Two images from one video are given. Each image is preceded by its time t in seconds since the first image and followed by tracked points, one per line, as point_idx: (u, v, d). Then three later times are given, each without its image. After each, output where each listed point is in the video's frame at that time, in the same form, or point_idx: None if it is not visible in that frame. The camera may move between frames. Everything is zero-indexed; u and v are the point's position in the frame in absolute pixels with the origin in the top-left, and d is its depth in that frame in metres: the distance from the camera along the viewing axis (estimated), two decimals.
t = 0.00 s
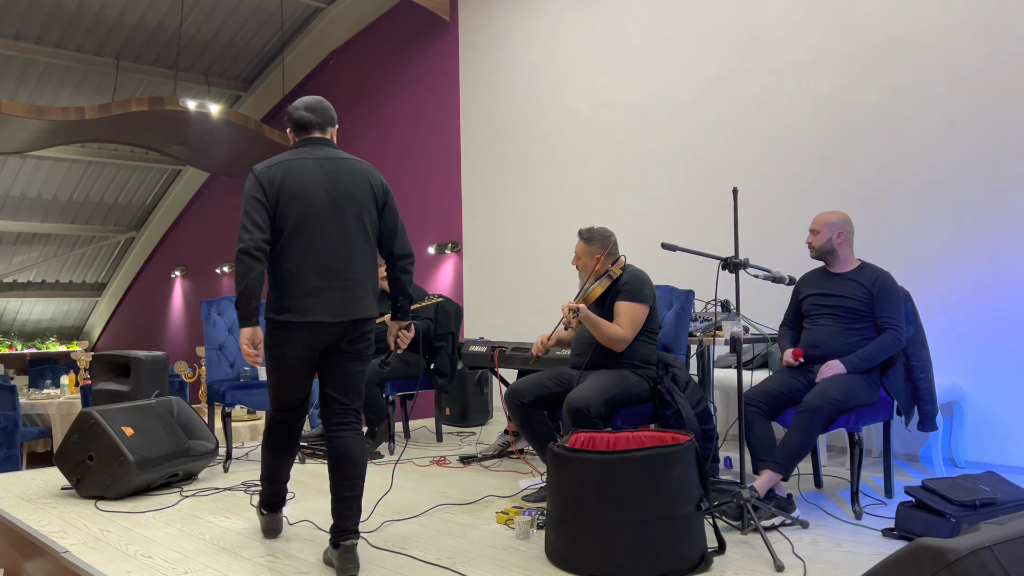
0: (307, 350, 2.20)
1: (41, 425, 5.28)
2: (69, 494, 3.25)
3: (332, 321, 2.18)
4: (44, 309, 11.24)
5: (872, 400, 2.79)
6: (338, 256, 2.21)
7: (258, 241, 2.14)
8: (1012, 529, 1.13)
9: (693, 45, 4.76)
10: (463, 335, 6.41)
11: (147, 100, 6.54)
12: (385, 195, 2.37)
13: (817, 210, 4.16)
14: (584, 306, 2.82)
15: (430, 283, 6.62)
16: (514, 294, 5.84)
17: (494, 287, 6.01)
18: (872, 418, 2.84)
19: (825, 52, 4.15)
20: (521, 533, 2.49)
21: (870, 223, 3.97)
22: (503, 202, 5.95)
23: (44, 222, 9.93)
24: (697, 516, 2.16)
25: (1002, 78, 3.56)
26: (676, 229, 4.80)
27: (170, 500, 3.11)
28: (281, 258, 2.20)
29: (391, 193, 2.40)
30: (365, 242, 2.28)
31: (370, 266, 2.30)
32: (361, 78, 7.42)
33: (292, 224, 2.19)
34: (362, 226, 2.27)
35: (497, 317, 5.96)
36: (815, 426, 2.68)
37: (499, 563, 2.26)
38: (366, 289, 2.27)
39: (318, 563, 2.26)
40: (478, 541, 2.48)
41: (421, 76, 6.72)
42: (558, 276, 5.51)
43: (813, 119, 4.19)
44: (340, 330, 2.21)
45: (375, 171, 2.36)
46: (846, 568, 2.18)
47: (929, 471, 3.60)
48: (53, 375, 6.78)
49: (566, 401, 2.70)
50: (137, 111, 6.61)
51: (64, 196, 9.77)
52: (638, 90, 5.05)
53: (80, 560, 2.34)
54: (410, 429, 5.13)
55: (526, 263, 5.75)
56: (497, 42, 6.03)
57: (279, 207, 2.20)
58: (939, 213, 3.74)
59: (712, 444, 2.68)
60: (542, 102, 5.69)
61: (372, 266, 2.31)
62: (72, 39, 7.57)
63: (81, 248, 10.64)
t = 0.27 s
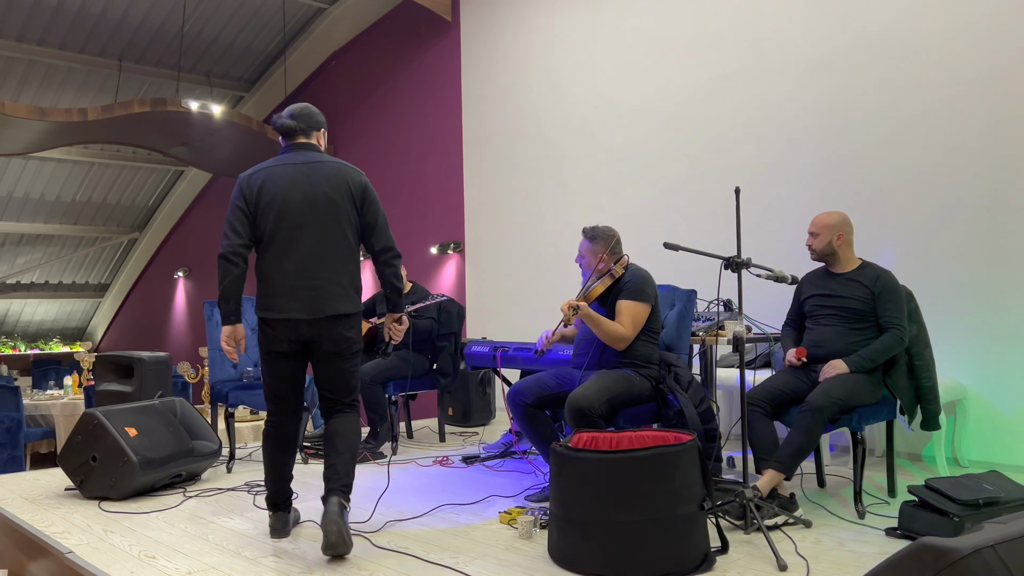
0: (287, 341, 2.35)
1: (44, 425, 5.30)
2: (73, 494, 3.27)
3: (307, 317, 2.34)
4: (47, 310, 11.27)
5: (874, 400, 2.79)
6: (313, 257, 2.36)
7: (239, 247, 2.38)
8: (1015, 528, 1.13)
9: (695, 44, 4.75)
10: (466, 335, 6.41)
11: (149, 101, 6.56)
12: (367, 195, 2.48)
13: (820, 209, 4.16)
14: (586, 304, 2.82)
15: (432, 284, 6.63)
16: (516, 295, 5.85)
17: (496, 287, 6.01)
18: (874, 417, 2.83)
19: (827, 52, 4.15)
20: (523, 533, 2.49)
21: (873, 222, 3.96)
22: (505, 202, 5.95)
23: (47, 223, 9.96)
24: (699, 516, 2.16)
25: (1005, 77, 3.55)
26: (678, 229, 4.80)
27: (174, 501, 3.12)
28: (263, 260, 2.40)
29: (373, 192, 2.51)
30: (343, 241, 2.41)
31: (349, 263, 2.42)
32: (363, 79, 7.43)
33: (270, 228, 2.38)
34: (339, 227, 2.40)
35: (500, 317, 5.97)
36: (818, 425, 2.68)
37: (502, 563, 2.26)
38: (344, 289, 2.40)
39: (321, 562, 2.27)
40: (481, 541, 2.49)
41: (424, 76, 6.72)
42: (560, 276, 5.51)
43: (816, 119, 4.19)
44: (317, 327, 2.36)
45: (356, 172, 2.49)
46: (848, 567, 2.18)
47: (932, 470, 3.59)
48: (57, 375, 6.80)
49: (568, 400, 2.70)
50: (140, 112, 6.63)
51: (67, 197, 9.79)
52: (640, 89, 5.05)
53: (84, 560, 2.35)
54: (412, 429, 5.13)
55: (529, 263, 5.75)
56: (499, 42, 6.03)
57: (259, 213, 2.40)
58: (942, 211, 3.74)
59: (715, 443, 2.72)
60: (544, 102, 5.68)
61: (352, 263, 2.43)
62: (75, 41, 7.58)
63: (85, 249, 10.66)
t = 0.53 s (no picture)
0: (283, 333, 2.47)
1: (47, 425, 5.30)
2: (75, 494, 3.27)
3: (298, 313, 2.43)
4: (49, 310, 11.28)
5: (876, 398, 2.78)
6: (298, 257, 2.44)
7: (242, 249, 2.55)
8: (1020, 526, 1.12)
9: (696, 43, 4.75)
10: (467, 335, 6.41)
11: (150, 101, 6.57)
12: (362, 194, 2.51)
13: (822, 207, 4.15)
14: (588, 303, 2.81)
15: (434, 283, 6.63)
16: (517, 294, 5.84)
17: (498, 286, 6.01)
18: (877, 415, 2.83)
19: (828, 50, 4.15)
20: (525, 532, 2.49)
21: (875, 220, 3.96)
22: (507, 201, 5.95)
23: (49, 224, 9.97)
24: (702, 515, 2.16)
25: (1007, 74, 3.55)
26: (679, 227, 4.80)
27: (176, 500, 3.13)
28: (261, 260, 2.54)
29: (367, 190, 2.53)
30: (335, 241, 2.47)
31: (341, 262, 2.47)
32: (364, 79, 7.43)
33: (264, 230, 2.50)
34: (330, 227, 2.45)
35: (501, 315, 5.96)
36: (820, 424, 2.67)
37: (504, 562, 2.26)
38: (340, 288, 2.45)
39: (323, 562, 2.27)
40: (483, 540, 2.49)
41: (425, 76, 6.72)
42: (562, 275, 5.50)
43: (817, 117, 4.18)
44: (312, 323, 2.44)
45: (348, 173, 2.52)
46: (851, 565, 2.18)
47: (935, 469, 3.59)
48: (59, 375, 6.81)
49: (570, 399, 2.70)
50: (141, 112, 6.64)
51: (68, 197, 9.80)
52: (641, 88, 5.04)
53: (87, 560, 2.35)
54: (414, 428, 5.14)
55: (530, 262, 5.75)
56: (500, 41, 6.03)
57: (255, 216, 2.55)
58: (944, 209, 3.73)
59: (717, 442, 2.75)
60: (545, 101, 5.68)
61: (345, 261, 2.48)
62: (76, 41, 7.58)
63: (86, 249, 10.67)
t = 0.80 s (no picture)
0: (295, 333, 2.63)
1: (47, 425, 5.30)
2: (75, 494, 3.27)
3: (307, 316, 2.58)
4: (49, 309, 11.27)
5: (877, 396, 2.78)
6: (310, 263, 2.59)
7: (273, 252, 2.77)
8: (1020, 523, 1.13)
9: (695, 41, 4.74)
10: (467, 333, 6.41)
11: (150, 100, 6.57)
12: (373, 204, 2.60)
13: (822, 205, 4.14)
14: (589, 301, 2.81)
15: (433, 281, 6.63)
16: (517, 292, 5.84)
17: (498, 285, 6.01)
18: (877, 413, 2.83)
19: (827, 48, 4.14)
20: (525, 530, 2.49)
21: (875, 218, 3.95)
22: (506, 200, 5.94)
23: (49, 223, 9.97)
24: (701, 513, 2.16)
25: (1007, 72, 3.54)
26: (679, 225, 4.79)
27: (176, 499, 3.13)
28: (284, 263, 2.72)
29: (379, 200, 2.61)
30: (345, 249, 2.59)
31: (349, 269, 2.59)
32: (363, 78, 7.43)
33: (285, 236, 2.67)
34: (339, 235, 2.58)
35: (501, 314, 5.96)
36: (820, 422, 2.67)
37: (504, 560, 2.26)
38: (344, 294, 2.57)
39: (323, 560, 2.27)
40: (484, 538, 2.49)
41: (424, 74, 6.71)
42: (562, 273, 5.50)
43: (817, 115, 4.18)
44: (319, 327, 2.58)
45: (362, 182, 2.62)
46: (851, 563, 2.18)
47: (935, 466, 3.59)
48: (59, 375, 6.80)
49: (570, 397, 2.70)
50: (140, 111, 6.65)
51: (68, 196, 9.79)
52: (640, 86, 5.04)
53: (87, 559, 2.35)
54: (414, 427, 5.13)
55: (530, 261, 5.75)
56: (499, 39, 6.03)
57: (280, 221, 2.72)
58: (945, 207, 3.73)
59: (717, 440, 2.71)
60: (545, 99, 5.67)
61: (354, 269, 2.59)
62: (75, 40, 7.57)
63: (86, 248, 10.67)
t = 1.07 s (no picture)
0: (331, 328, 2.75)
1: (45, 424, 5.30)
2: (73, 493, 3.27)
3: (344, 311, 2.70)
4: (47, 308, 11.26)
5: (875, 393, 2.79)
6: (346, 261, 2.74)
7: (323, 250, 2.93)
8: (1017, 520, 1.13)
9: (693, 38, 4.74)
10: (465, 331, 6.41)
11: (148, 99, 6.57)
12: (405, 205, 2.71)
13: (820, 203, 4.14)
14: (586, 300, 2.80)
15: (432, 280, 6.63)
16: (515, 291, 5.84)
17: (496, 283, 6.01)
18: (875, 410, 2.83)
19: (826, 46, 4.14)
20: (524, 528, 2.50)
21: (873, 216, 3.95)
22: (505, 198, 5.94)
23: (47, 222, 9.96)
24: (700, 511, 2.16)
25: (1005, 70, 3.54)
26: (677, 224, 4.79)
27: (174, 498, 3.13)
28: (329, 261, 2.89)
29: (411, 202, 2.72)
30: (378, 248, 2.72)
31: (381, 268, 2.71)
32: (361, 76, 7.42)
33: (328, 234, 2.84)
34: (373, 236, 2.71)
35: (499, 312, 5.96)
36: (817, 419, 2.68)
37: (502, 558, 2.26)
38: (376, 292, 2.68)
39: (322, 559, 2.27)
40: (482, 536, 2.49)
41: (422, 72, 6.70)
42: (560, 272, 5.50)
43: (815, 113, 4.18)
44: (356, 321, 2.70)
45: (397, 185, 2.74)
46: (849, 560, 2.18)
47: (933, 463, 3.60)
48: (57, 374, 6.80)
49: (568, 396, 2.70)
50: (138, 110, 6.65)
51: (66, 195, 9.77)
52: (639, 84, 5.04)
53: (86, 558, 2.35)
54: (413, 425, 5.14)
55: (528, 259, 5.75)
56: (497, 38, 6.02)
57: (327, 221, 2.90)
58: (942, 205, 3.73)
59: (716, 438, 2.71)
60: (544, 97, 5.67)
61: (387, 267, 2.72)
62: (72, 38, 7.55)
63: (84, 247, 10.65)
